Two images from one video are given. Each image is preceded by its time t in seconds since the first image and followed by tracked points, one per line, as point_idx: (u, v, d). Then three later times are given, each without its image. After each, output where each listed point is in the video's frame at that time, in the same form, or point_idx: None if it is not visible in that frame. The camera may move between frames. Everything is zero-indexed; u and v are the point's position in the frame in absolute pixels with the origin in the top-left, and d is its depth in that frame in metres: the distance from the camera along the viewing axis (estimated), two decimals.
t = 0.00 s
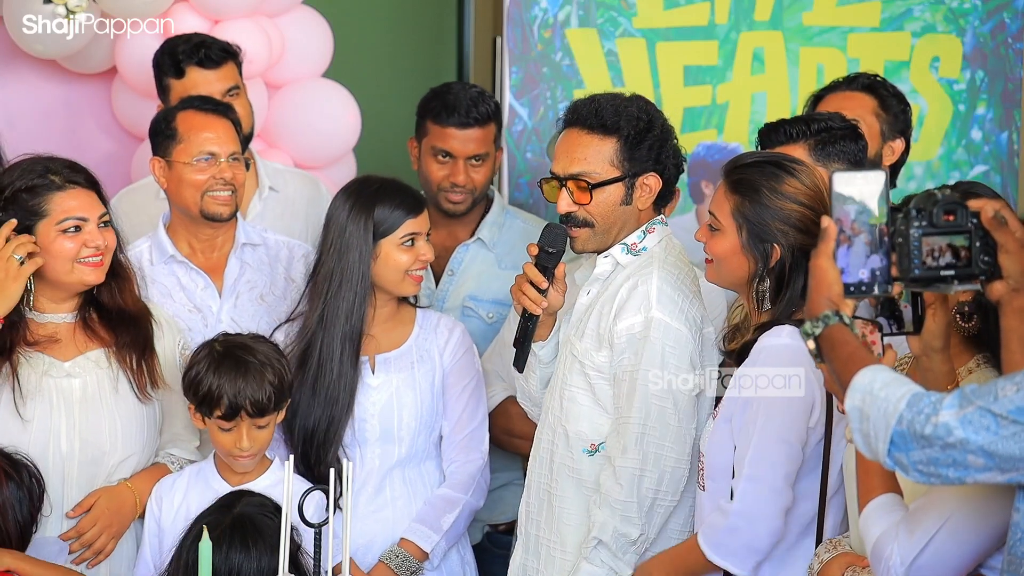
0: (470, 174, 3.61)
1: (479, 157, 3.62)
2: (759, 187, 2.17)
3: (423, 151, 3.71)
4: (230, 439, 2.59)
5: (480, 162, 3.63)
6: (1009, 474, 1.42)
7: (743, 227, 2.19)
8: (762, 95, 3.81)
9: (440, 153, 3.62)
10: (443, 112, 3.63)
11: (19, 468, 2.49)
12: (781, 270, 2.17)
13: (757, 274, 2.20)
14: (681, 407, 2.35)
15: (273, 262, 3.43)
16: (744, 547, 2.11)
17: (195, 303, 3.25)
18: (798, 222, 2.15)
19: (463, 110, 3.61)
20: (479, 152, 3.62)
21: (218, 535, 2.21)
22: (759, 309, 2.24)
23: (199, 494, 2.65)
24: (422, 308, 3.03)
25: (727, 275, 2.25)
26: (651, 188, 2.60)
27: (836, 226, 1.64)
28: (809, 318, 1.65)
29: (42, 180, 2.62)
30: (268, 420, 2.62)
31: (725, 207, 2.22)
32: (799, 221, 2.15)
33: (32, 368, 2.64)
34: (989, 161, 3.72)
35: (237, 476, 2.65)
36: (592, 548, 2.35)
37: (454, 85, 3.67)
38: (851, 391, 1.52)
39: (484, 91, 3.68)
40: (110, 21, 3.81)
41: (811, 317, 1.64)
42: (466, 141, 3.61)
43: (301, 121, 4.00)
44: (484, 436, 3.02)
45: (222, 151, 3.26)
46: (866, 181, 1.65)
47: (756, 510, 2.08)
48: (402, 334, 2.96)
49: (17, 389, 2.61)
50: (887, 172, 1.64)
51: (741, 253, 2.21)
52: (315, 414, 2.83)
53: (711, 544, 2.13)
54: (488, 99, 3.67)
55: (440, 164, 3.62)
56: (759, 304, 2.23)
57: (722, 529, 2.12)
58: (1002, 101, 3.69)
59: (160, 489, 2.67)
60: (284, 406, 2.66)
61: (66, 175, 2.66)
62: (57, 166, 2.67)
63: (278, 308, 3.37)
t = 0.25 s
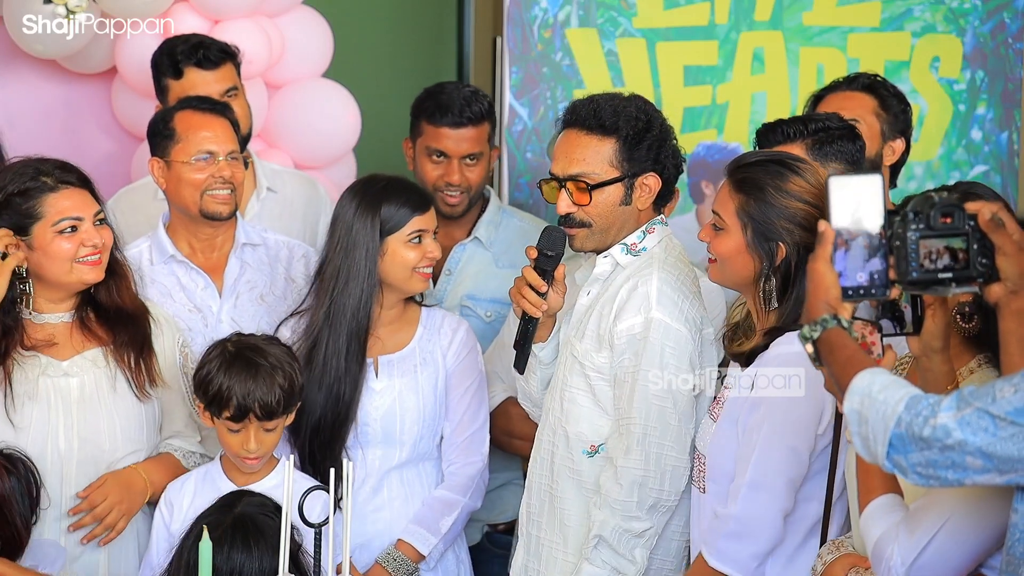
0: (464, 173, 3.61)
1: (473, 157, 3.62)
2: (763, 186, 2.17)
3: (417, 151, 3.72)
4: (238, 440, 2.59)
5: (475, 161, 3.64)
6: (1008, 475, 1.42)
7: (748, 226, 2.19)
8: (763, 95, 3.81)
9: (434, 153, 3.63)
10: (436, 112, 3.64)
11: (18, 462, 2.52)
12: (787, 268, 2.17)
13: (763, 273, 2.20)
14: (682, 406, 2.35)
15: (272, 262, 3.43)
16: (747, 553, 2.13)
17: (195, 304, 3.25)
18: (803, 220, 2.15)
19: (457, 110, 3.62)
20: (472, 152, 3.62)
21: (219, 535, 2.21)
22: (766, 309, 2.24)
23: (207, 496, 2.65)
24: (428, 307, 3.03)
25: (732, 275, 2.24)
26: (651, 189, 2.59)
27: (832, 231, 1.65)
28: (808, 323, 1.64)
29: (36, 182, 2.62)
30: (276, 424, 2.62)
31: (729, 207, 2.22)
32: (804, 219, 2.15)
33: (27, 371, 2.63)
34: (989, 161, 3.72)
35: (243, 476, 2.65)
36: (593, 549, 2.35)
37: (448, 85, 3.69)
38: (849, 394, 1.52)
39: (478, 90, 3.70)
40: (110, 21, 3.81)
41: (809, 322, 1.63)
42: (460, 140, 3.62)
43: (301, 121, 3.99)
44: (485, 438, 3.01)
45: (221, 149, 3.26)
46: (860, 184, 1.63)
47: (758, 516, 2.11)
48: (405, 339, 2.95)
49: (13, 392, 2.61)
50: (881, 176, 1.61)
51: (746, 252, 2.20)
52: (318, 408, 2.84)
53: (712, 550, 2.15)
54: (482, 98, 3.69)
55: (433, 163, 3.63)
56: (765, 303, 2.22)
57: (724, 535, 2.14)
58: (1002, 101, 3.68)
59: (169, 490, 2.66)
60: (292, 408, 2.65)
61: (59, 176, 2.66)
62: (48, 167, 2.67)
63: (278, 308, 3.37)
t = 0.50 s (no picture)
0: (461, 173, 3.60)
1: (470, 157, 3.62)
2: (763, 183, 2.17)
3: (415, 151, 3.71)
4: (243, 430, 2.59)
5: (473, 162, 3.63)
6: (1004, 477, 1.42)
7: (748, 225, 2.18)
8: (762, 95, 3.81)
9: (432, 153, 3.62)
10: (434, 112, 3.64)
11: (14, 463, 2.48)
12: (787, 266, 2.17)
13: (763, 271, 2.20)
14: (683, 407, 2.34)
15: (271, 262, 3.42)
16: (747, 556, 2.13)
17: (195, 304, 3.25)
18: (802, 217, 2.16)
19: (453, 110, 3.61)
20: (471, 152, 3.62)
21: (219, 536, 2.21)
22: (767, 308, 2.23)
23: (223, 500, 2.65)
24: (428, 308, 3.01)
25: (733, 274, 2.24)
26: (652, 189, 2.59)
27: (826, 237, 1.65)
28: (805, 327, 1.63)
29: (32, 184, 2.61)
30: (282, 413, 2.60)
31: (729, 205, 2.22)
32: (803, 216, 2.15)
33: (24, 372, 2.63)
34: (989, 161, 3.72)
35: (255, 478, 2.65)
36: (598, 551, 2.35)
37: (444, 86, 3.69)
38: (846, 398, 1.52)
39: (474, 90, 3.70)
40: (110, 21, 3.81)
41: (805, 326, 1.63)
42: (458, 141, 3.61)
43: (301, 121, 3.99)
44: (485, 441, 2.98)
45: (218, 148, 3.25)
46: (855, 191, 1.65)
47: (757, 521, 2.11)
48: (407, 339, 2.95)
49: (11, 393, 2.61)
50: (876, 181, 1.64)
51: (746, 251, 2.20)
52: (329, 411, 2.84)
53: (713, 553, 2.15)
54: (479, 98, 3.70)
55: (431, 163, 3.62)
56: (766, 302, 2.22)
57: (725, 537, 2.14)
58: (1002, 101, 3.68)
59: (189, 491, 2.67)
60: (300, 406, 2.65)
61: (54, 177, 2.66)
62: (44, 168, 2.67)
63: (278, 309, 3.37)
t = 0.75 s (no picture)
0: (460, 173, 3.60)
1: (469, 157, 3.61)
2: (759, 181, 2.17)
3: (414, 152, 3.71)
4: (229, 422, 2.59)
5: (472, 162, 3.62)
6: (1000, 477, 1.42)
7: (745, 223, 2.18)
8: (762, 95, 3.81)
9: (430, 154, 3.62)
10: (432, 112, 3.63)
11: (9, 467, 2.46)
12: (784, 264, 2.16)
13: (760, 269, 2.19)
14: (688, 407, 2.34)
15: (269, 262, 3.41)
16: (741, 558, 2.13)
17: (193, 305, 3.25)
18: (799, 214, 2.15)
19: (452, 110, 3.61)
20: (469, 152, 3.61)
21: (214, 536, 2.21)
22: (765, 306, 2.22)
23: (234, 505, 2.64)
24: (425, 306, 3.01)
25: (729, 274, 2.22)
26: (654, 188, 2.59)
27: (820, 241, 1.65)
28: (800, 332, 1.64)
29: (33, 180, 2.62)
30: (268, 407, 2.58)
31: (725, 204, 2.22)
32: (800, 214, 2.15)
33: (24, 370, 2.62)
34: (989, 161, 3.71)
35: (262, 480, 2.63)
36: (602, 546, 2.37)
37: (444, 86, 3.69)
38: (841, 401, 1.52)
39: (473, 90, 3.70)
40: (110, 21, 3.81)
41: (800, 331, 1.64)
42: (456, 141, 3.61)
43: (301, 121, 3.99)
44: (484, 436, 2.98)
45: (216, 148, 3.25)
46: (850, 199, 1.61)
47: (752, 524, 2.11)
48: (403, 338, 2.94)
49: (9, 388, 2.60)
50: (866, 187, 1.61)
51: (744, 250, 2.19)
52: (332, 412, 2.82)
53: (707, 555, 2.15)
54: (478, 100, 3.68)
55: (430, 164, 3.61)
56: (764, 300, 2.21)
57: (720, 540, 2.13)
58: (1002, 101, 3.68)
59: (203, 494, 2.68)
60: (296, 408, 2.62)
61: (56, 175, 2.66)
62: (45, 165, 2.67)
63: (276, 308, 3.36)
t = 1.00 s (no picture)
0: (460, 174, 3.60)
1: (469, 157, 3.61)
2: (754, 182, 2.16)
3: (414, 152, 3.70)
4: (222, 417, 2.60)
5: (472, 162, 3.62)
6: (998, 477, 1.41)
7: (740, 223, 2.17)
8: (763, 95, 3.80)
9: (430, 154, 3.61)
10: (432, 112, 3.63)
11: (12, 466, 2.46)
12: (779, 265, 2.16)
13: (756, 270, 2.18)
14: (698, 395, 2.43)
15: (267, 262, 3.40)
16: (737, 560, 2.12)
17: (191, 305, 3.23)
18: (795, 214, 2.14)
19: (452, 111, 3.61)
20: (469, 152, 3.61)
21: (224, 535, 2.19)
22: (761, 307, 2.21)
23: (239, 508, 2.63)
24: (417, 304, 3.00)
25: (725, 274, 2.22)
26: (666, 186, 2.60)
27: (814, 247, 1.61)
28: (795, 336, 1.62)
29: (40, 176, 2.62)
30: (258, 407, 2.57)
31: (721, 204, 2.21)
32: (795, 215, 2.14)
33: (27, 370, 2.61)
34: (989, 161, 3.70)
35: (265, 482, 2.62)
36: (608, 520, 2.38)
37: (444, 86, 3.69)
38: (838, 404, 1.50)
39: (474, 90, 3.70)
40: (110, 21, 3.80)
41: (795, 335, 1.61)
42: (456, 141, 3.60)
43: (301, 121, 3.98)
44: (482, 431, 2.98)
45: (212, 148, 3.25)
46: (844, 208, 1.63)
47: (749, 525, 2.10)
48: (396, 336, 2.93)
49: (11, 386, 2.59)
50: (859, 193, 1.62)
51: (739, 251, 2.19)
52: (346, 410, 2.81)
53: (704, 556, 2.15)
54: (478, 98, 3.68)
55: (430, 164, 3.61)
56: (759, 301, 2.21)
57: (715, 542, 2.13)
58: (1002, 101, 3.68)
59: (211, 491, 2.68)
60: (288, 413, 2.59)
61: (65, 171, 2.66)
62: (53, 163, 2.67)
63: (275, 308, 3.34)
